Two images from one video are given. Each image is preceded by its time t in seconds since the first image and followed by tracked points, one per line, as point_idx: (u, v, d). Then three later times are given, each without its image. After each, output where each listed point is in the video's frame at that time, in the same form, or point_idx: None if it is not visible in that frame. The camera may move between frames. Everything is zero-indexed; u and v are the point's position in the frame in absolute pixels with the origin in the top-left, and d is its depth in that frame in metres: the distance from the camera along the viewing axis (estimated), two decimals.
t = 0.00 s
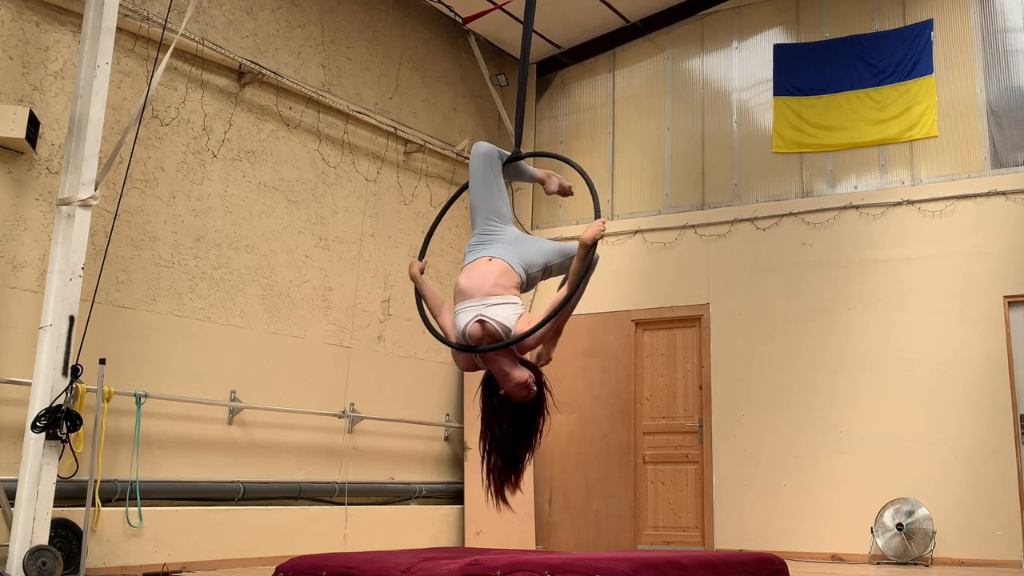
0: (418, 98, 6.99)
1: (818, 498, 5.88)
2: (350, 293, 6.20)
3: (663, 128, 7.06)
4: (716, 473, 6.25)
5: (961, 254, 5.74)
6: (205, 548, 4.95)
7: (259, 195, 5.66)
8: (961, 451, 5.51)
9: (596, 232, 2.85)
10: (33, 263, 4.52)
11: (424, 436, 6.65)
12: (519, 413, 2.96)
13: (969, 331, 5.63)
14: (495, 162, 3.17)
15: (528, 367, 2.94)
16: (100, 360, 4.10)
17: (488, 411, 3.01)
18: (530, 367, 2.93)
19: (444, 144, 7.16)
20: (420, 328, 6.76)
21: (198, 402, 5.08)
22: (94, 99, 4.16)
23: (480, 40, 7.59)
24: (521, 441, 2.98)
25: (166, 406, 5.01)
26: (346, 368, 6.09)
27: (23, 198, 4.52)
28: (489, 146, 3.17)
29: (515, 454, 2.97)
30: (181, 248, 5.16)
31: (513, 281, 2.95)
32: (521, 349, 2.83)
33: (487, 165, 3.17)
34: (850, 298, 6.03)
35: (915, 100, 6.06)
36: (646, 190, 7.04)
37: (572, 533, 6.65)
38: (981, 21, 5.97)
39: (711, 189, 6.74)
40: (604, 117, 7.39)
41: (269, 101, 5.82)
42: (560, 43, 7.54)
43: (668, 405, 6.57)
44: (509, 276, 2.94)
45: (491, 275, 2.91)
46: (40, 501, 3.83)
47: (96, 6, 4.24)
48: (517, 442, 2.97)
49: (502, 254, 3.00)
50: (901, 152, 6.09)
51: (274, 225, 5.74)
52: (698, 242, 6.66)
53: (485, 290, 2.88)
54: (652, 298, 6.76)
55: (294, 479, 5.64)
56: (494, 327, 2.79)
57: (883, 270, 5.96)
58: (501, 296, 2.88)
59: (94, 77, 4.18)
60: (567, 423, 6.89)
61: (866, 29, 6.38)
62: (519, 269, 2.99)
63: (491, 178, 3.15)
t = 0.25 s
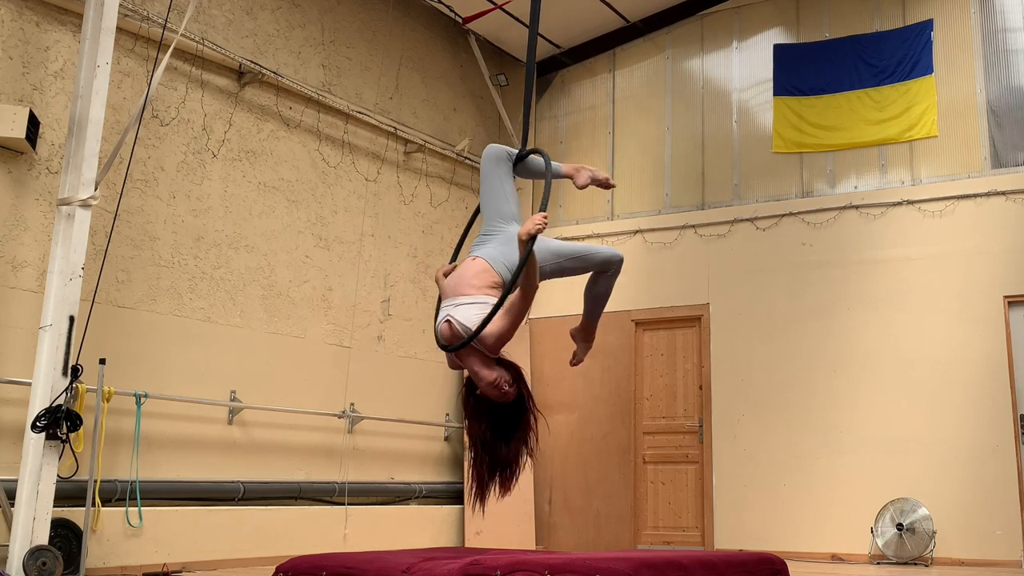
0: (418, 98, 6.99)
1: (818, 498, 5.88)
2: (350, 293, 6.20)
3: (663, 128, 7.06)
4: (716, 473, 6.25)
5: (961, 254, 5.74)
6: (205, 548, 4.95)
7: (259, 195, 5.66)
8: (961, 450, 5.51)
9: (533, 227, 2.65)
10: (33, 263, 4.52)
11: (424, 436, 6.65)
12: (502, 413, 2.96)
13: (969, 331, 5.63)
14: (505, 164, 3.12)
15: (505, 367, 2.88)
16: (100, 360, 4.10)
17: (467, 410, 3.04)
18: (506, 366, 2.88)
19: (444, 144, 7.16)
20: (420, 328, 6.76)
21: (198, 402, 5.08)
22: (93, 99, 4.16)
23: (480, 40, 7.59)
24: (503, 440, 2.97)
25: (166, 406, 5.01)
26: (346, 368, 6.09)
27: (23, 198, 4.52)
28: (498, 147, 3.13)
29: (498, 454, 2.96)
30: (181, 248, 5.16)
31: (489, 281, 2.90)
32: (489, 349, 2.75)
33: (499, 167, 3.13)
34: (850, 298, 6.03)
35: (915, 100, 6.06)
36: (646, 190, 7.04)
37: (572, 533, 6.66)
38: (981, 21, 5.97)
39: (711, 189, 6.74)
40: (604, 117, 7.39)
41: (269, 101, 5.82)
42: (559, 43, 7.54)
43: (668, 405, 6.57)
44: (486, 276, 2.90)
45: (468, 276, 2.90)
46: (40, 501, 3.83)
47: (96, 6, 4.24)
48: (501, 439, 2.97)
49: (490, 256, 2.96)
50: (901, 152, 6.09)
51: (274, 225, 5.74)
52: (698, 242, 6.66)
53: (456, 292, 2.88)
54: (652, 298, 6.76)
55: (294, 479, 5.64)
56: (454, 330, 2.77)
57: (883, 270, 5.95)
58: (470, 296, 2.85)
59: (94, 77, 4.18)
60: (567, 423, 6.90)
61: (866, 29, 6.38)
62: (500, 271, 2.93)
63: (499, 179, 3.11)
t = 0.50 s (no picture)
0: (418, 98, 6.99)
1: (818, 498, 5.88)
2: (350, 293, 6.20)
3: (663, 128, 7.06)
4: (716, 473, 6.25)
5: (961, 254, 5.74)
6: (205, 548, 4.95)
7: (259, 195, 5.66)
8: (961, 450, 5.51)
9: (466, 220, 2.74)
10: (33, 263, 4.53)
11: (424, 436, 6.66)
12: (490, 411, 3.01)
13: (969, 331, 5.63)
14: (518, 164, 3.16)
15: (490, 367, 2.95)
16: (100, 360, 4.10)
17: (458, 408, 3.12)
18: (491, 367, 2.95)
19: (444, 144, 7.16)
20: (420, 328, 6.76)
21: (198, 402, 5.08)
22: (94, 99, 4.16)
23: (480, 40, 7.59)
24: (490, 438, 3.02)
25: (166, 406, 5.01)
26: (346, 368, 6.09)
27: (23, 198, 4.52)
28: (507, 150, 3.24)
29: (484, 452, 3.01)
30: (181, 248, 5.16)
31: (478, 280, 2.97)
32: (469, 350, 2.86)
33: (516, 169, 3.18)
34: (850, 298, 6.03)
35: (915, 100, 6.06)
36: (646, 190, 7.04)
37: (572, 533, 6.66)
38: (981, 21, 5.97)
39: (711, 189, 6.74)
40: (604, 117, 7.39)
41: (268, 101, 5.82)
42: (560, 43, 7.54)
43: (668, 406, 6.57)
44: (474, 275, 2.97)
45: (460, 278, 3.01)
46: (40, 501, 3.83)
47: (96, 6, 4.24)
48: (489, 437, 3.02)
49: (490, 256, 3.04)
50: (901, 153, 6.09)
51: (274, 225, 5.74)
52: (698, 242, 6.66)
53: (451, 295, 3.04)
54: (652, 298, 6.76)
55: (294, 479, 5.64)
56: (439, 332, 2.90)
57: (883, 270, 5.95)
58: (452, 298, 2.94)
59: (93, 77, 4.18)
60: (567, 423, 6.90)
61: (866, 29, 6.38)
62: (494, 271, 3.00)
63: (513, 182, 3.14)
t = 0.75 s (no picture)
0: (418, 98, 6.99)
1: (818, 498, 5.88)
2: (350, 293, 6.20)
3: (663, 128, 7.06)
4: (716, 473, 6.25)
5: (961, 254, 5.74)
6: (205, 548, 4.95)
7: (259, 195, 5.66)
8: (961, 451, 5.51)
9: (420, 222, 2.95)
10: (33, 263, 4.53)
11: (424, 436, 6.65)
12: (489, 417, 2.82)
13: (969, 331, 5.63)
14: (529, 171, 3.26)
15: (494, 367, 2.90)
16: (100, 360, 4.10)
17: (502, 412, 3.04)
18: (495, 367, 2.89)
19: (444, 144, 7.16)
20: (420, 328, 6.76)
21: (198, 402, 5.08)
22: (94, 99, 4.16)
23: (480, 40, 7.59)
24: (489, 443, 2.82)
25: (166, 406, 5.01)
26: (346, 368, 6.09)
27: (23, 198, 4.52)
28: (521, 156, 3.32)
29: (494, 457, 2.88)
30: (181, 248, 5.16)
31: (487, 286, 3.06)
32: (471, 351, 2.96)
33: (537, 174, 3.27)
34: (850, 298, 6.03)
35: (915, 100, 6.06)
36: (646, 190, 7.04)
37: (572, 533, 6.65)
38: (981, 21, 5.97)
39: (711, 189, 6.74)
40: (604, 117, 7.39)
41: (269, 101, 5.82)
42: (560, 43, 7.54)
43: (668, 406, 6.56)
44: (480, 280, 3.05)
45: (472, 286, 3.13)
46: (40, 501, 3.83)
47: (96, 6, 4.24)
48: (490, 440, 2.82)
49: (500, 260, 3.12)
50: (901, 153, 6.09)
51: (274, 225, 5.74)
52: (698, 242, 6.66)
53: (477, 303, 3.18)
54: (652, 298, 6.76)
55: (294, 479, 5.64)
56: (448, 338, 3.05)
57: (883, 270, 5.95)
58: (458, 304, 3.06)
59: (94, 77, 4.18)
60: (567, 423, 6.90)
61: (866, 29, 6.38)
62: (499, 274, 3.06)
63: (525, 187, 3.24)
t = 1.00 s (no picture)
0: (418, 98, 6.99)
1: (818, 498, 5.88)
2: (350, 293, 6.20)
3: (663, 128, 7.06)
4: (716, 473, 6.25)
5: (961, 254, 5.74)
6: (205, 548, 4.95)
7: (259, 195, 5.66)
8: (961, 451, 5.51)
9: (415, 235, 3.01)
10: (33, 263, 4.53)
11: (424, 436, 6.65)
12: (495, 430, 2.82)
13: (969, 331, 5.63)
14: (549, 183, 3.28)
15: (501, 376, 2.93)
16: (100, 360, 4.10)
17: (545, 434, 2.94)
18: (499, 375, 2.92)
19: (444, 144, 7.16)
20: (420, 328, 6.76)
21: (197, 402, 5.08)
22: (94, 99, 4.16)
23: (480, 40, 7.59)
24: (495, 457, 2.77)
25: (166, 406, 5.01)
26: (346, 368, 6.09)
27: (23, 198, 4.52)
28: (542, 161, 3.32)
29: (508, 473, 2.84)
30: (181, 248, 5.16)
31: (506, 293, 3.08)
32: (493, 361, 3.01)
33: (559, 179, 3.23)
34: (850, 298, 6.03)
35: (915, 100, 6.06)
36: (646, 190, 7.04)
37: (572, 533, 6.65)
38: (981, 21, 5.97)
39: (711, 189, 6.74)
40: (604, 117, 7.39)
41: (269, 101, 5.82)
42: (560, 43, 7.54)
43: (668, 406, 6.57)
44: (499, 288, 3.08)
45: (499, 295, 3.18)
46: (40, 501, 3.83)
47: (96, 6, 4.24)
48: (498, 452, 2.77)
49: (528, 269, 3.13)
50: (901, 153, 6.09)
51: (274, 225, 5.74)
52: (698, 242, 6.66)
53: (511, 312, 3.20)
54: (652, 298, 6.76)
55: (294, 479, 5.64)
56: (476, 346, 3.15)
57: (883, 270, 5.95)
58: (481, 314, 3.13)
59: (94, 77, 4.18)
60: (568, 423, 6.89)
61: (866, 29, 6.38)
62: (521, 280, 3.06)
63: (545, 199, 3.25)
